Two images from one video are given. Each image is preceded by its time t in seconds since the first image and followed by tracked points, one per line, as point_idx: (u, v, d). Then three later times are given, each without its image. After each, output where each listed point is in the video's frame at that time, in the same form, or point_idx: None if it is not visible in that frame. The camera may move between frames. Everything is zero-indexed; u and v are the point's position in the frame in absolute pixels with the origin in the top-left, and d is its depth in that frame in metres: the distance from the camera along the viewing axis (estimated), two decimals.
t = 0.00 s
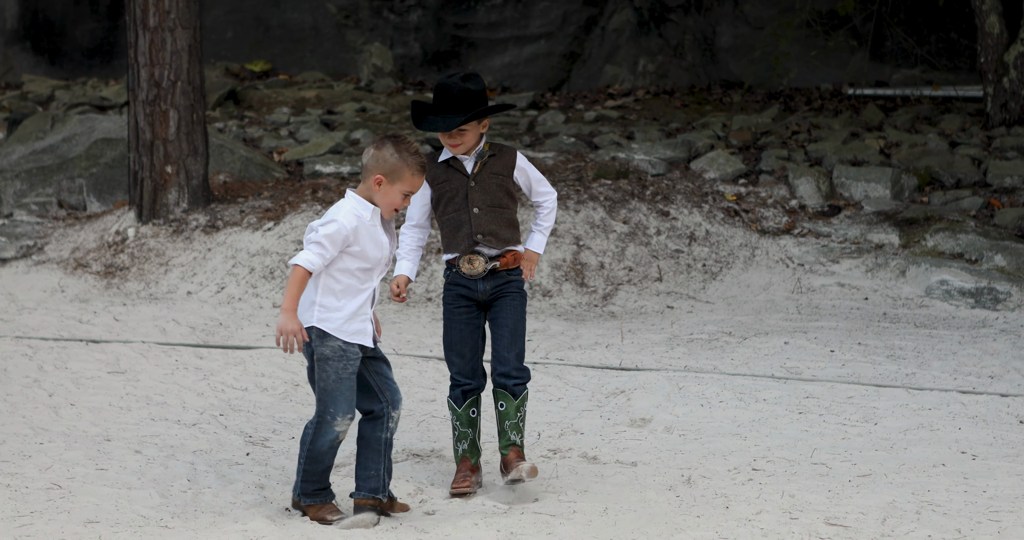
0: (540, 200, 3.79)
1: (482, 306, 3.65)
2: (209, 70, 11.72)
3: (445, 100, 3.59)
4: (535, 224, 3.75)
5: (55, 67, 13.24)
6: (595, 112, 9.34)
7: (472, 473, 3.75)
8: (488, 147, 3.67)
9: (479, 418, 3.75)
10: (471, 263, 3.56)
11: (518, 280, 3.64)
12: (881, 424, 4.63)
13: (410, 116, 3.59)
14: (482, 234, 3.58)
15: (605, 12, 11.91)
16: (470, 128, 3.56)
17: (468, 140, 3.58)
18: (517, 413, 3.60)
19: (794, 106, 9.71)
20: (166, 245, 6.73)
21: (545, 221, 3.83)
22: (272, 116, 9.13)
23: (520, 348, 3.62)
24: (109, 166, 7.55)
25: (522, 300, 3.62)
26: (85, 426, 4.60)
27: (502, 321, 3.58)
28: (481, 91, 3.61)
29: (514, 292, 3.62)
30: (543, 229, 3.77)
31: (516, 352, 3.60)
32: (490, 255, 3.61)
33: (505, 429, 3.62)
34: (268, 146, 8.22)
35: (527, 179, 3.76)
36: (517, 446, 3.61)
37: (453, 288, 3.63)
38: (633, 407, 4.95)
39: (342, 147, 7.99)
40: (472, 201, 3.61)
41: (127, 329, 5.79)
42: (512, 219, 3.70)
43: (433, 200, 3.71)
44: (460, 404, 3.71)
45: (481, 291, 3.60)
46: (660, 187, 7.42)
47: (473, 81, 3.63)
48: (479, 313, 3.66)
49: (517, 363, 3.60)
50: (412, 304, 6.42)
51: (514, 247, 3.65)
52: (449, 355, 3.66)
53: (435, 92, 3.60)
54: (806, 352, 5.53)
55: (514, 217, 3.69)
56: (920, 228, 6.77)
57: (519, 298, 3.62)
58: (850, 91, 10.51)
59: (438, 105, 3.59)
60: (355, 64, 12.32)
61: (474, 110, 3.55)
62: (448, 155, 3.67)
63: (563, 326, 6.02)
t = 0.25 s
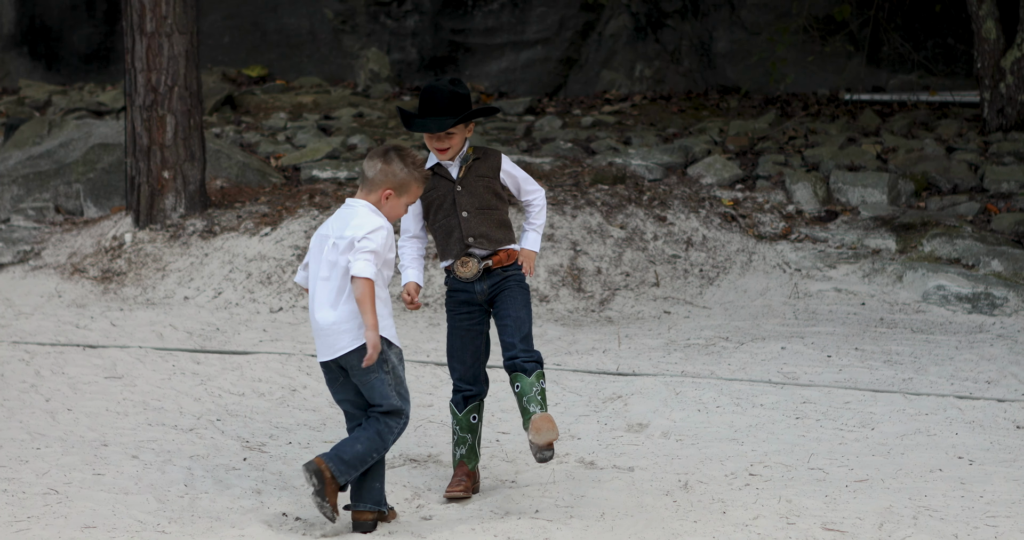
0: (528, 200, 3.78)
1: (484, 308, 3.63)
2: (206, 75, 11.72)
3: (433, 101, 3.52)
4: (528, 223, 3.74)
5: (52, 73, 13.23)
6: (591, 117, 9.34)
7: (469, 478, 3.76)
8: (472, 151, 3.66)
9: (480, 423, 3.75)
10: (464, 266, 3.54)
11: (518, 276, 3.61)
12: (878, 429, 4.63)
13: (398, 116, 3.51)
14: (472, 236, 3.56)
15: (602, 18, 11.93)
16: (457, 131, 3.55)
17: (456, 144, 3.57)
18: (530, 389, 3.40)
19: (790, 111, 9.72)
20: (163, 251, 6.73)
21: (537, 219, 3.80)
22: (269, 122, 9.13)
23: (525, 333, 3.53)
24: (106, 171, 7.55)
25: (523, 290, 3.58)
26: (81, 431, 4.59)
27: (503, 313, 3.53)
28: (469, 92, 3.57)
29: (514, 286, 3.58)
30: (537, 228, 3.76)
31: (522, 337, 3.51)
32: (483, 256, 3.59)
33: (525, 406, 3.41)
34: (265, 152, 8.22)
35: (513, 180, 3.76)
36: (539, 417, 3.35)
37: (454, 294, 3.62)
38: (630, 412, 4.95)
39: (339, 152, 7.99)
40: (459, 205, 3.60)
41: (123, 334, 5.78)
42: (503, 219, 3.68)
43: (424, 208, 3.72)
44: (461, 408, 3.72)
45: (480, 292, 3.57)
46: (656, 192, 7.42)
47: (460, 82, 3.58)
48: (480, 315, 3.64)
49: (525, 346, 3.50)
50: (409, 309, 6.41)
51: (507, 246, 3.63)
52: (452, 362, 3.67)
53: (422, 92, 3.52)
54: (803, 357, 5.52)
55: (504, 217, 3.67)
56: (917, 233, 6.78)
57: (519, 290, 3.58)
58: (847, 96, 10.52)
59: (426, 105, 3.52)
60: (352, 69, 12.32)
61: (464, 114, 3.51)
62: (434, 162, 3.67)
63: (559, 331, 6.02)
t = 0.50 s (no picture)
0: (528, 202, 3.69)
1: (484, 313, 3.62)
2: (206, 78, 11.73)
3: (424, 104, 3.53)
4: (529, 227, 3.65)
5: (52, 75, 13.24)
6: (591, 121, 9.35)
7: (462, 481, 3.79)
8: (462, 155, 3.63)
9: (477, 427, 3.74)
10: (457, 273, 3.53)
11: (515, 280, 3.54)
12: (877, 433, 4.63)
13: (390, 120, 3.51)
14: (460, 243, 3.56)
15: (601, 21, 11.94)
16: (450, 134, 3.54)
17: (448, 146, 3.56)
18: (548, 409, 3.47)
19: (790, 114, 9.73)
20: (163, 253, 6.73)
21: (542, 221, 3.71)
22: (269, 124, 9.14)
23: (534, 349, 3.52)
24: (106, 173, 7.56)
25: (524, 299, 3.51)
26: (81, 433, 4.60)
27: (505, 325, 3.51)
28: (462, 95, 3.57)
29: (512, 292, 3.52)
30: (539, 230, 3.66)
31: (530, 356, 3.50)
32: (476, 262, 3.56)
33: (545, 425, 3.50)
34: (264, 154, 8.23)
35: (511, 182, 3.66)
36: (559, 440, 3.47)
37: (455, 299, 3.63)
38: (629, 415, 4.95)
39: (338, 155, 8.00)
40: (449, 212, 3.59)
41: (123, 337, 5.78)
42: (497, 223, 3.62)
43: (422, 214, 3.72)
44: (457, 411, 3.74)
45: (476, 298, 3.55)
46: (656, 195, 7.42)
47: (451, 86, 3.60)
48: (481, 320, 3.63)
49: (533, 364, 3.50)
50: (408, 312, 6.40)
51: (502, 250, 3.56)
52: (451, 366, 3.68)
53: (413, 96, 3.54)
54: (803, 360, 5.52)
55: (497, 220, 3.62)
56: (917, 236, 6.78)
57: (518, 298, 3.52)
58: (846, 99, 10.53)
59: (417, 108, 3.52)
60: (352, 72, 12.33)
61: (456, 114, 3.51)
62: (428, 169, 3.67)
63: (559, 334, 6.02)
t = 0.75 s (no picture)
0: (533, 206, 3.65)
1: (486, 317, 3.62)
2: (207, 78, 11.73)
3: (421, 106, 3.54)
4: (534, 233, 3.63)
5: (53, 75, 13.24)
6: (592, 121, 9.34)
7: (460, 481, 3.80)
8: (468, 155, 3.60)
9: (478, 427, 3.77)
10: (464, 275, 3.51)
11: (520, 287, 3.54)
12: (878, 433, 4.64)
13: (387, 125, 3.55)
14: (465, 246, 3.54)
15: (602, 22, 11.94)
16: (447, 132, 3.52)
17: (448, 144, 3.54)
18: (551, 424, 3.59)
19: (791, 115, 9.73)
20: (164, 253, 6.73)
21: (548, 226, 3.69)
22: (270, 125, 9.14)
23: (540, 364, 3.59)
24: (107, 174, 7.56)
25: (532, 311, 3.53)
26: (81, 434, 4.60)
27: (511, 336, 3.54)
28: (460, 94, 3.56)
29: (518, 299, 3.53)
30: (544, 236, 3.65)
31: (535, 371, 3.57)
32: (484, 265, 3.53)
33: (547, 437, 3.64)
34: (265, 155, 8.23)
35: (516, 184, 3.63)
36: (560, 453, 3.63)
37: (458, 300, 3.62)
38: (630, 416, 4.95)
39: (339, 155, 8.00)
40: (455, 214, 3.58)
41: (123, 337, 5.79)
42: (504, 224, 3.60)
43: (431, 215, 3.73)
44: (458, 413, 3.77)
45: (481, 301, 3.54)
46: (657, 196, 7.42)
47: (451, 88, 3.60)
48: (484, 323, 3.63)
49: (538, 379, 3.58)
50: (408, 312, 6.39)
51: (509, 253, 3.54)
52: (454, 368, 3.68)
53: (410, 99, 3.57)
54: (804, 361, 5.52)
55: (503, 223, 3.60)
56: (917, 238, 6.78)
57: (525, 309, 3.53)
58: (847, 101, 10.53)
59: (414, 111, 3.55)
60: (353, 73, 12.33)
61: (449, 111, 3.48)
62: (435, 169, 3.66)
63: (560, 334, 6.02)
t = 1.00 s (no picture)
0: (547, 215, 3.73)
1: (495, 320, 3.64)
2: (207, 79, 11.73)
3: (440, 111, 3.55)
4: (545, 242, 3.71)
5: (53, 76, 13.24)
6: (593, 122, 9.34)
7: (466, 481, 3.77)
8: (495, 159, 3.65)
9: (482, 428, 3.76)
10: (484, 276, 3.56)
11: (533, 294, 3.63)
12: (878, 434, 4.64)
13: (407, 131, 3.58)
14: (495, 249, 3.54)
15: (603, 23, 11.94)
16: (468, 136, 3.52)
17: (469, 148, 3.54)
18: (536, 432, 3.66)
19: (791, 116, 9.73)
20: (164, 254, 6.73)
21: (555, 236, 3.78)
22: (270, 126, 9.14)
23: (538, 373, 3.66)
24: (106, 175, 7.55)
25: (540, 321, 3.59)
26: (81, 435, 4.60)
27: (517, 342, 3.59)
28: (480, 97, 3.54)
29: (529, 306, 3.60)
30: (554, 245, 3.73)
31: (533, 380, 3.65)
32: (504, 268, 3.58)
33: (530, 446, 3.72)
34: (265, 156, 8.23)
35: (536, 191, 3.73)
36: (540, 462, 3.71)
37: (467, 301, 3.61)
38: (630, 417, 4.95)
39: (339, 156, 8.00)
40: (484, 216, 3.58)
41: (124, 338, 5.79)
42: (525, 230, 3.67)
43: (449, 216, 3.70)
44: (463, 414, 3.73)
45: (495, 304, 3.58)
46: (657, 197, 7.42)
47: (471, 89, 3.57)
48: (491, 326, 3.64)
49: (535, 388, 3.66)
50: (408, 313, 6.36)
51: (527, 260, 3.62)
52: (460, 369, 3.66)
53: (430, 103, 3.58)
54: (804, 362, 5.52)
55: (527, 229, 3.66)
56: (917, 238, 6.77)
57: (535, 316, 3.60)
58: (847, 101, 10.53)
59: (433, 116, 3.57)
60: (353, 74, 12.33)
61: (468, 116, 3.49)
62: (458, 170, 3.65)
63: (560, 335, 6.02)
